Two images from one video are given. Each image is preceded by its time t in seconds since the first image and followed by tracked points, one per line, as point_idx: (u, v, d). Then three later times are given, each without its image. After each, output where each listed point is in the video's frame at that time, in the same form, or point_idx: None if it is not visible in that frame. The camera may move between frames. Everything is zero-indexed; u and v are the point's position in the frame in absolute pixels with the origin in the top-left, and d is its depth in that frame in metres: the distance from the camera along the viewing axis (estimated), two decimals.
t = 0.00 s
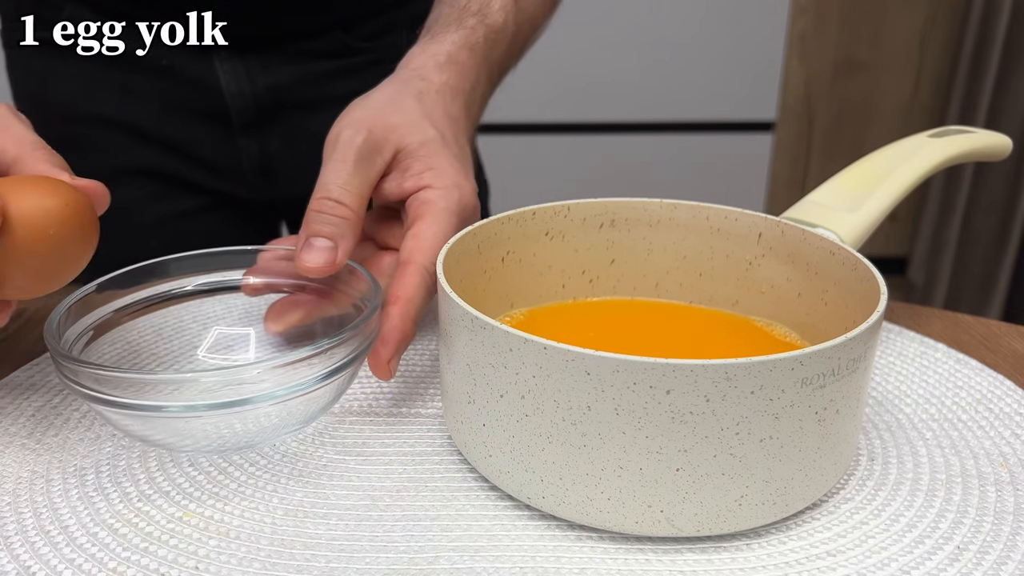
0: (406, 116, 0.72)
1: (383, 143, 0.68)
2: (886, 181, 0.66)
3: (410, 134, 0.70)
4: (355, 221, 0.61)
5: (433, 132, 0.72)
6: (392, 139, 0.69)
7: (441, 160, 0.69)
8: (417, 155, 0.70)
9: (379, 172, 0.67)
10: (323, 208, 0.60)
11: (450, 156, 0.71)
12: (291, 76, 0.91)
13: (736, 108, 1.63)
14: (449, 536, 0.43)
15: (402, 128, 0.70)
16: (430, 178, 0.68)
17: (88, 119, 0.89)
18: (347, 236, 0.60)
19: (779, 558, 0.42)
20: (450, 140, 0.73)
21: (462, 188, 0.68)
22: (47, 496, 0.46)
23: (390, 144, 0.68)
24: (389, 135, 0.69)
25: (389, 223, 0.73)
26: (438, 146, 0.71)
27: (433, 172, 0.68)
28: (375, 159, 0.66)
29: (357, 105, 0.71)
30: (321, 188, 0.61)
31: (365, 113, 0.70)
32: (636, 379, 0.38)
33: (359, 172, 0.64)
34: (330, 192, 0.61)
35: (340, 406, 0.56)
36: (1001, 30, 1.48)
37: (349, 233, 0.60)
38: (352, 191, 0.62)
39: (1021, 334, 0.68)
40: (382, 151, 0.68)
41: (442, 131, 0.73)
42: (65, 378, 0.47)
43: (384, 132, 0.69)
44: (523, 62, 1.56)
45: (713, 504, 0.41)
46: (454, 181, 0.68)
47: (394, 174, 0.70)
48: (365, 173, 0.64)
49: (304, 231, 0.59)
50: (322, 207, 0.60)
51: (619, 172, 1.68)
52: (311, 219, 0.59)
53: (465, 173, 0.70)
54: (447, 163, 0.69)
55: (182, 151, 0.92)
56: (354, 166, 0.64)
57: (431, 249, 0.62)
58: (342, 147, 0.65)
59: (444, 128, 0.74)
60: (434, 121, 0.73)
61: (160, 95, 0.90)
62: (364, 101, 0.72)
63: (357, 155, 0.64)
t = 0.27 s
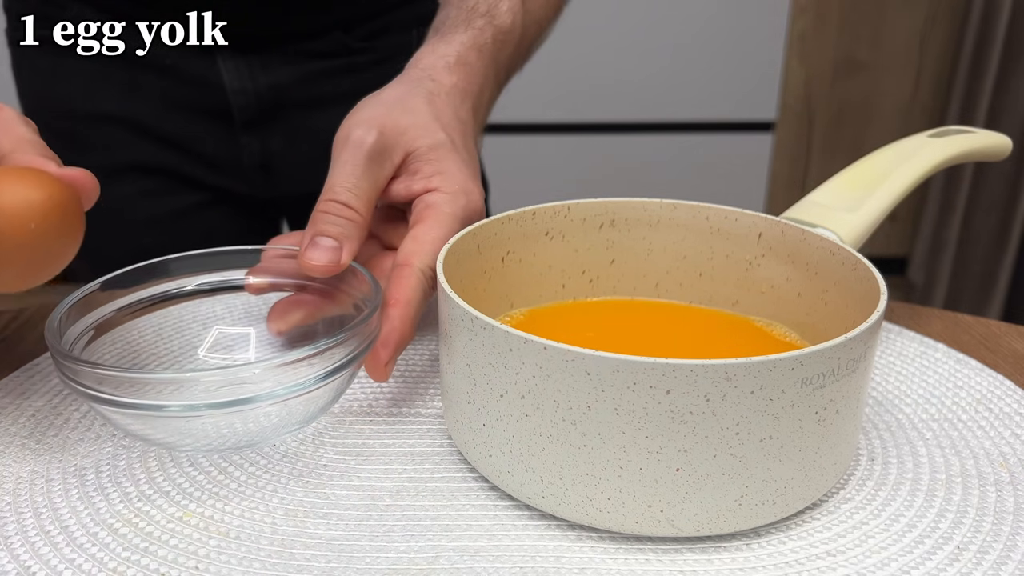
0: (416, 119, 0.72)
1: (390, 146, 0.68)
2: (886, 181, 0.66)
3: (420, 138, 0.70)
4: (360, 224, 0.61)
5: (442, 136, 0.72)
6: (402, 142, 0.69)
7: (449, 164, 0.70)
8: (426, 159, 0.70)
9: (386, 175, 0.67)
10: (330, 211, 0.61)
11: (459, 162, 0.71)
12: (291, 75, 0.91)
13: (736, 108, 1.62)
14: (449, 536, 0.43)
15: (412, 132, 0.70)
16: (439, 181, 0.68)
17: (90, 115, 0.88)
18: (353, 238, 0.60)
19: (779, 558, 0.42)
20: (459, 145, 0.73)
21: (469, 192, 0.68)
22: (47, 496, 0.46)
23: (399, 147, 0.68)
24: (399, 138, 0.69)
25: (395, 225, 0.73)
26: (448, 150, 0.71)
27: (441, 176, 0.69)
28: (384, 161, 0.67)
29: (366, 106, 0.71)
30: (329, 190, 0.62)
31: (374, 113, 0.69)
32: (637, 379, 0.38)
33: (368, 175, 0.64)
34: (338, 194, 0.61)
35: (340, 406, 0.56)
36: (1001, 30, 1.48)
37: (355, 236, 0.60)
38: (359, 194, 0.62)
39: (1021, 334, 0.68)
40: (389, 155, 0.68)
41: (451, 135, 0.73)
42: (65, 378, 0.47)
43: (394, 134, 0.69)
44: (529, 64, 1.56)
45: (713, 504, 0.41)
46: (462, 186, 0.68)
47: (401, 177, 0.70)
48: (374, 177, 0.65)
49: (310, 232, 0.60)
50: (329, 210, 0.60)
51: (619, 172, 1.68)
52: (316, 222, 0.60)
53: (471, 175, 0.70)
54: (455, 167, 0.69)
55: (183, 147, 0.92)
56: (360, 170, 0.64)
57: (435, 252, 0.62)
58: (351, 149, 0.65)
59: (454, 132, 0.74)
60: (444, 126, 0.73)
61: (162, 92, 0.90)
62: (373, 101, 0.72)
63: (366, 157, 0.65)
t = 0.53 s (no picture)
0: (419, 119, 0.72)
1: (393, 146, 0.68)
2: (886, 181, 0.66)
3: (421, 138, 0.70)
4: (361, 225, 0.61)
5: (445, 136, 0.72)
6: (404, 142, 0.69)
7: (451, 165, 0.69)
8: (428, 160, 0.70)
9: (387, 175, 0.67)
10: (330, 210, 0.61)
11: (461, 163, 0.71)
12: (291, 74, 0.91)
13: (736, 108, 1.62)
14: (449, 536, 0.43)
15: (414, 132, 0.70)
16: (440, 183, 0.68)
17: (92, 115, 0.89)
18: (353, 239, 0.60)
19: (779, 558, 0.42)
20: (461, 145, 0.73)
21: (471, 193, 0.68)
22: (47, 496, 0.46)
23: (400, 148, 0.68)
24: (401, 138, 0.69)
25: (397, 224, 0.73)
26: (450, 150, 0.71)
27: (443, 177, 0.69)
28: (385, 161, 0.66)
29: (369, 105, 0.71)
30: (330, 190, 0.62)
31: (377, 112, 0.69)
32: (637, 379, 0.38)
33: (369, 175, 0.64)
34: (338, 194, 0.61)
35: (340, 406, 0.56)
36: (1001, 30, 1.48)
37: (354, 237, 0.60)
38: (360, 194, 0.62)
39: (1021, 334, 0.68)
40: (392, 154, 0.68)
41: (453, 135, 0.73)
42: (66, 378, 0.47)
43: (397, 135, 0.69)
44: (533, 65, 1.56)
45: (713, 504, 0.41)
46: (463, 188, 0.68)
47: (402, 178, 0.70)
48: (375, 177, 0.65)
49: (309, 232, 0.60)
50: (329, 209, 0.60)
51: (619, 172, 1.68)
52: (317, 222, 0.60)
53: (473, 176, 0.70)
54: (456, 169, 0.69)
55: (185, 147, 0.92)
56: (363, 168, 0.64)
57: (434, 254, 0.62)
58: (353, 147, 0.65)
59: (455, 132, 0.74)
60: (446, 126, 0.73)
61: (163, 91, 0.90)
62: (376, 101, 0.72)
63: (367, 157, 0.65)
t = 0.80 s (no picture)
0: (418, 121, 0.71)
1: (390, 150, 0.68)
2: (886, 181, 0.66)
3: (420, 141, 0.70)
4: (358, 229, 0.62)
5: (443, 139, 0.71)
6: (402, 146, 0.69)
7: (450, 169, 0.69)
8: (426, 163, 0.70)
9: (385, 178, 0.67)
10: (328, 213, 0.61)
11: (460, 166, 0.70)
12: (291, 74, 0.91)
13: (736, 109, 1.62)
14: (449, 535, 0.43)
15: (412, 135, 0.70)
16: (437, 187, 0.68)
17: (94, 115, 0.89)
18: (351, 243, 0.60)
19: (779, 558, 0.42)
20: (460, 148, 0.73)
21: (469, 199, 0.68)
22: (47, 496, 0.46)
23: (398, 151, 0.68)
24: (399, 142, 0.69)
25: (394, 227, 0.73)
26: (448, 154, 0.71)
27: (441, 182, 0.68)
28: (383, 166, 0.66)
29: (366, 108, 0.71)
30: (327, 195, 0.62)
31: (374, 116, 0.69)
32: (637, 379, 0.38)
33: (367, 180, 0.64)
34: (335, 198, 0.61)
35: (341, 406, 0.56)
36: (1001, 30, 1.48)
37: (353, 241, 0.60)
38: (358, 199, 0.63)
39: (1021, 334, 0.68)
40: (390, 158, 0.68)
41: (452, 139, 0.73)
42: (63, 374, 0.47)
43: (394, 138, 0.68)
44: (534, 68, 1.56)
45: (713, 504, 0.41)
46: (461, 193, 0.68)
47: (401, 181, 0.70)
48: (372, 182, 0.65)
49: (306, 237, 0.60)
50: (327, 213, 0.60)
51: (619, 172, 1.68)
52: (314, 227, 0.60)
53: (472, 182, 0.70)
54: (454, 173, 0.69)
55: (184, 146, 0.92)
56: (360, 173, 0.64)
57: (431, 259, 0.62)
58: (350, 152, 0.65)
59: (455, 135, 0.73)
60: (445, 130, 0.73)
61: (163, 91, 0.90)
62: (374, 104, 0.72)
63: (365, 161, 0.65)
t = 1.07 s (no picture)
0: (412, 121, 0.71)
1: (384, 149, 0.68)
2: (886, 181, 0.66)
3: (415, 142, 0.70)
4: (355, 227, 0.62)
5: (439, 136, 0.72)
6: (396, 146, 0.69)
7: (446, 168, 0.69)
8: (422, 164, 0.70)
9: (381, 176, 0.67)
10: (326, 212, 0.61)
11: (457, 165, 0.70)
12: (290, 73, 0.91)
13: (735, 109, 1.62)
14: (449, 536, 0.43)
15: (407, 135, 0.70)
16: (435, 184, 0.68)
17: (93, 115, 0.89)
18: (348, 242, 0.60)
19: (779, 558, 0.42)
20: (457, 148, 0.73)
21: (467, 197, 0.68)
22: (47, 496, 0.46)
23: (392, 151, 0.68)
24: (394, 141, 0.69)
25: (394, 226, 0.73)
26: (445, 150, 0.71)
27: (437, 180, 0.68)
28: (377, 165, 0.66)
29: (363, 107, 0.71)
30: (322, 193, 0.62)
31: (370, 114, 0.69)
32: (637, 379, 0.38)
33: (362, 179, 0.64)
34: (331, 197, 0.61)
35: (341, 406, 0.56)
36: (1001, 30, 1.48)
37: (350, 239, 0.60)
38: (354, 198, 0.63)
39: (1021, 333, 0.68)
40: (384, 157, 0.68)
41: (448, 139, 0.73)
42: (59, 379, 0.47)
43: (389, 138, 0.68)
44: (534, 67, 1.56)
45: (713, 504, 0.41)
46: (459, 192, 0.67)
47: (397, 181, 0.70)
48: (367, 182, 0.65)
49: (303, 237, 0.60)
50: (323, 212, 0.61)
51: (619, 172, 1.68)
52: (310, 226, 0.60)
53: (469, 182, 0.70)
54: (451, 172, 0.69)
55: (184, 146, 0.92)
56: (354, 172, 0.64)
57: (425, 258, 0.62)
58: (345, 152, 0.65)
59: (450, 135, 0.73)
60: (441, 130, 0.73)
61: (162, 92, 0.90)
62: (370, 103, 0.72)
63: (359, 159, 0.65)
